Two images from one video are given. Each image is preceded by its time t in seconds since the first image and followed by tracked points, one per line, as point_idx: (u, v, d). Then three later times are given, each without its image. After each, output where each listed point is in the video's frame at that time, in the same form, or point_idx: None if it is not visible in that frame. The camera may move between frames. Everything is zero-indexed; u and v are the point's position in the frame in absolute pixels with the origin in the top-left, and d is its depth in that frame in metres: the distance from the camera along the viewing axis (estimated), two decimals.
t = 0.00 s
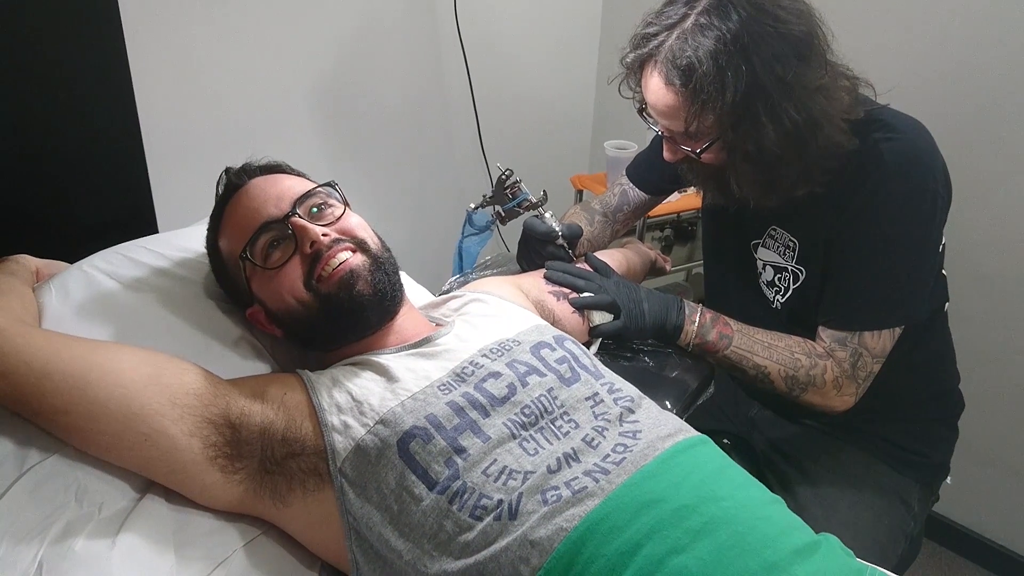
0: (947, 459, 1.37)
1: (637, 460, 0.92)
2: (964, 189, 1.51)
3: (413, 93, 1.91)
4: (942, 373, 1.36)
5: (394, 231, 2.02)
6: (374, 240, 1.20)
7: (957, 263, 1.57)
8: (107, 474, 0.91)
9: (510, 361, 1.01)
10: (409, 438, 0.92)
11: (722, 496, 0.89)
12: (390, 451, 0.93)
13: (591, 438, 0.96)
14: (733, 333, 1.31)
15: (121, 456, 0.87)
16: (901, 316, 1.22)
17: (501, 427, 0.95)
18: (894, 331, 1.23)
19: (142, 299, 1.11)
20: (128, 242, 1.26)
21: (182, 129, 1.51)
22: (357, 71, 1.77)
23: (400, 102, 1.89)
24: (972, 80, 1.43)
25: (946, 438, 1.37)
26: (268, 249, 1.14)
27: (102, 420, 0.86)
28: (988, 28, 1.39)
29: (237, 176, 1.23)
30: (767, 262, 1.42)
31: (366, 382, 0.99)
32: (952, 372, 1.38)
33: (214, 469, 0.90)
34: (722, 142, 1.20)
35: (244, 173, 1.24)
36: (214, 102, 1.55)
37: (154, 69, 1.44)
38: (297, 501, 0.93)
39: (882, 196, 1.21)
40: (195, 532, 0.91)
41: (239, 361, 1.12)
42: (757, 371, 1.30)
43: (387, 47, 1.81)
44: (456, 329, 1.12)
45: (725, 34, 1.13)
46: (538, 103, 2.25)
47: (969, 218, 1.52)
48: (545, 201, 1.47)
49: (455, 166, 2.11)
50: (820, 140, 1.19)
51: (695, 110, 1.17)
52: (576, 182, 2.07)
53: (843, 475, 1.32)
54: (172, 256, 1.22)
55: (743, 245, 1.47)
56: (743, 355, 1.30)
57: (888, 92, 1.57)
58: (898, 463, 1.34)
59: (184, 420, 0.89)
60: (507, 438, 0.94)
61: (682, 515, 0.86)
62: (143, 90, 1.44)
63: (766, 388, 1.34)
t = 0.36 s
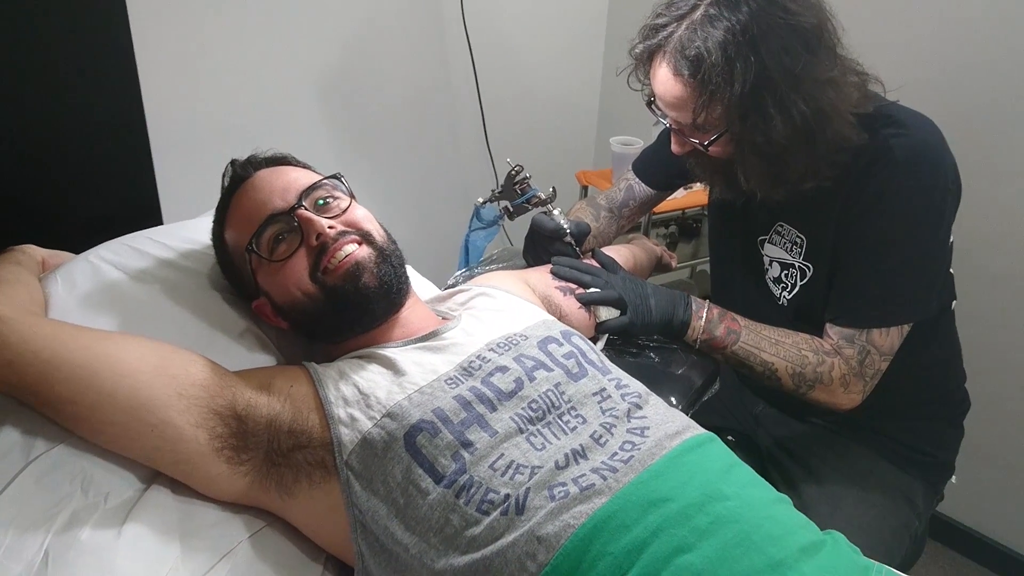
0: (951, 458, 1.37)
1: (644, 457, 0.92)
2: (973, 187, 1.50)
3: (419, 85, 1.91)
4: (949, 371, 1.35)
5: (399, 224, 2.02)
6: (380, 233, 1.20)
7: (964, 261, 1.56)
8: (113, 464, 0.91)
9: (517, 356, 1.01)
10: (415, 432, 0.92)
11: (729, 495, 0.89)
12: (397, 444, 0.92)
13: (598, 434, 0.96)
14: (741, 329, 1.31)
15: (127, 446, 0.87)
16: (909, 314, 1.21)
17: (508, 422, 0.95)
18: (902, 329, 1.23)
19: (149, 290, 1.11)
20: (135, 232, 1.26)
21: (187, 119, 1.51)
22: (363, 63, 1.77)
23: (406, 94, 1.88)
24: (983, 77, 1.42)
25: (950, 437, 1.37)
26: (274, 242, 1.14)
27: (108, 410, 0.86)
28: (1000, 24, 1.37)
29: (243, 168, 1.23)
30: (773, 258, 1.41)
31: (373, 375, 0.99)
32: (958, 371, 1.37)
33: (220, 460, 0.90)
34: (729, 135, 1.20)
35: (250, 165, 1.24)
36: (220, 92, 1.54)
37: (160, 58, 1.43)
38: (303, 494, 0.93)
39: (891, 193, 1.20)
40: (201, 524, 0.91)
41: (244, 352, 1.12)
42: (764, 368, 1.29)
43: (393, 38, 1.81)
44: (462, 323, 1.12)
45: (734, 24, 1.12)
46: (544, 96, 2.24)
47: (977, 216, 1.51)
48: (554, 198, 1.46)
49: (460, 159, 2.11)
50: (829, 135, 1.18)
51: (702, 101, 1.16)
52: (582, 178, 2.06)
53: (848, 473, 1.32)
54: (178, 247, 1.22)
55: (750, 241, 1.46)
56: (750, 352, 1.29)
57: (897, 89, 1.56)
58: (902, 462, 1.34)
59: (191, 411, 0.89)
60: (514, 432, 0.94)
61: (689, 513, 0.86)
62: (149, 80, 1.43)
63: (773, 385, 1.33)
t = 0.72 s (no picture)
0: (954, 454, 1.37)
1: (650, 448, 0.93)
2: (979, 184, 1.50)
3: (428, 79, 1.91)
4: (953, 368, 1.36)
5: (406, 218, 2.03)
6: (390, 225, 1.21)
7: (970, 259, 1.56)
8: (126, 450, 0.92)
9: (524, 348, 1.02)
10: (424, 421, 0.94)
11: (733, 485, 0.90)
12: (406, 433, 0.94)
13: (604, 425, 0.97)
14: (746, 324, 1.32)
15: (139, 433, 0.89)
16: (914, 310, 1.22)
17: (515, 412, 0.96)
18: (907, 324, 1.23)
19: (160, 280, 1.12)
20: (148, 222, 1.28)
21: (198, 111, 1.52)
22: (372, 56, 1.77)
23: (414, 88, 1.89)
24: (991, 74, 1.42)
25: (954, 433, 1.37)
26: (285, 233, 1.15)
27: (122, 397, 0.88)
28: (1009, 22, 1.37)
29: (254, 160, 1.24)
30: (779, 253, 1.42)
31: (382, 365, 1.00)
32: (962, 367, 1.38)
33: (231, 447, 0.91)
34: (737, 131, 1.20)
35: (261, 157, 1.25)
36: (230, 85, 1.56)
37: (172, 50, 1.44)
38: (312, 482, 0.95)
39: (897, 189, 1.21)
40: (212, 510, 0.92)
41: (254, 342, 1.13)
42: (769, 363, 1.30)
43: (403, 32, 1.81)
44: (470, 315, 1.13)
45: (743, 21, 1.13)
46: (551, 91, 2.24)
47: (983, 214, 1.51)
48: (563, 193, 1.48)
49: (468, 153, 2.11)
50: (836, 131, 1.19)
51: (710, 97, 1.17)
52: (589, 173, 2.07)
53: (851, 468, 1.32)
54: (190, 238, 1.23)
55: (756, 237, 1.47)
56: (755, 346, 1.30)
57: (904, 86, 1.56)
58: (906, 457, 1.34)
59: (203, 399, 0.91)
60: (521, 422, 0.95)
61: (694, 502, 0.87)
62: (160, 72, 1.44)
63: (777, 380, 1.34)
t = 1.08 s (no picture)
0: (957, 455, 1.36)
1: (647, 443, 0.93)
2: (985, 183, 1.49)
3: (431, 74, 1.91)
4: (956, 368, 1.35)
5: (408, 213, 2.03)
6: (390, 219, 1.20)
7: (975, 259, 1.55)
8: (122, 443, 0.92)
9: (522, 342, 1.02)
10: (421, 415, 0.93)
11: (732, 481, 0.90)
12: (402, 427, 0.93)
13: (602, 420, 0.96)
14: (748, 321, 1.31)
15: (135, 425, 0.88)
16: (917, 309, 1.21)
17: (512, 407, 0.95)
18: (909, 324, 1.22)
19: (159, 272, 1.12)
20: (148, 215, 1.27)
21: (199, 105, 1.52)
22: (375, 51, 1.77)
23: (417, 83, 1.89)
24: (997, 72, 1.41)
25: (956, 434, 1.36)
26: (284, 227, 1.15)
27: (118, 389, 0.87)
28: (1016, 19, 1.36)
29: (253, 153, 1.23)
30: (782, 252, 1.41)
31: (379, 359, 1.00)
32: (965, 367, 1.37)
33: (227, 440, 0.91)
34: (741, 128, 1.20)
35: (261, 150, 1.25)
36: (233, 79, 1.55)
37: (174, 44, 1.44)
38: (308, 475, 0.94)
39: (901, 187, 1.20)
40: (207, 503, 0.92)
41: (253, 336, 1.13)
42: (770, 361, 1.29)
43: (406, 27, 1.81)
44: (469, 309, 1.12)
45: (748, 16, 1.12)
46: (555, 87, 2.23)
47: (988, 213, 1.50)
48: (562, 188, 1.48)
49: (470, 149, 2.11)
50: (841, 129, 1.18)
51: (715, 93, 1.16)
52: (592, 170, 2.06)
53: (852, 467, 1.31)
54: (189, 230, 1.23)
55: (759, 234, 1.46)
56: (756, 344, 1.29)
57: (910, 84, 1.55)
58: (907, 457, 1.33)
59: (199, 392, 0.90)
60: (518, 417, 0.95)
61: (692, 498, 0.87)
62: (162, 65, 1.44)
63: (779, 379, 1.33)
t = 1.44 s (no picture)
0: (959, 456, 1.36)
1: (647, 443, 0.93)
2: (989, 183, 1.48)
3: (434, 73, 1.90)
4: (959, 369, 1.34)
5: (411, 211, 2.03)
6: (391, 218, 1.20)
7: (979, 259, 1.54)
8: (124, 440, 0.92)
9: (523, 342, 1.02)
10: (421, 414, 0.93)
11: (731, 483, 0.89)
12: (402, 426, 0.93)
13: (602, 420, 0.96)
14: (750, 322, 1.31)
15: (136, 422, 0.89)
16: (920, 311, 1.20)
17: (512, 407, 0.95)
18: (911, 326, 1.22)
19: (161, 270, 1.12)
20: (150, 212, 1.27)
21: (202, 103, 1.52)
22: (378, 50, 1.77)
23: (419, 82, 1.88)
24: (1002, 72, 1.40)
25: (958, 435, 1.36)
26: (286, 225, 1.15)
27: (120, 387, 0.87)
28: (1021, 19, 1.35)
29: (256, 151, 1.24)
30: (785, 252, 1.40)
31: (380, 358, 1.00)
32: (968, 368, 1.36)
33: (228, 438, 0.91)
34: (744, 129, 1.19)
35: (263, 148, 1.25)
36: (236, 77, 1.55)
37: (177, 42, 1.44)
38: (309, 474, 0.94)
39: (903, 188, 1.19)
40: (208, 501, 0.92)
41: (254, 334, 1.13)
42: (772, 361, 1.29)
43: (409, 26, 1.81)
44: (471, 309, 1.12)
45: (751, 17, 1.12)
46: (558, 86, 2.23)
47: (993, 213, 1.49)
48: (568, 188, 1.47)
49: (473, 148, 2.11)
50: (844, 130, 1.18)
51: (718, 94, 1.15)
52: (595, 168, 2.06)
53: (854, 469, 1.31)
54: (191, 228, 1.23)
55: (762, 235, 1.45)
56: (758, 344, 1.29)
57: (914, 83, 1.54)
58: (909, 458, 1.33)
59: (200, 390, 0.90)
60: (518, 417, 0.95)
61: (691, 499, 0.87)
62: (165, 64, 1.44)
63: (781, 379, 1.33)
